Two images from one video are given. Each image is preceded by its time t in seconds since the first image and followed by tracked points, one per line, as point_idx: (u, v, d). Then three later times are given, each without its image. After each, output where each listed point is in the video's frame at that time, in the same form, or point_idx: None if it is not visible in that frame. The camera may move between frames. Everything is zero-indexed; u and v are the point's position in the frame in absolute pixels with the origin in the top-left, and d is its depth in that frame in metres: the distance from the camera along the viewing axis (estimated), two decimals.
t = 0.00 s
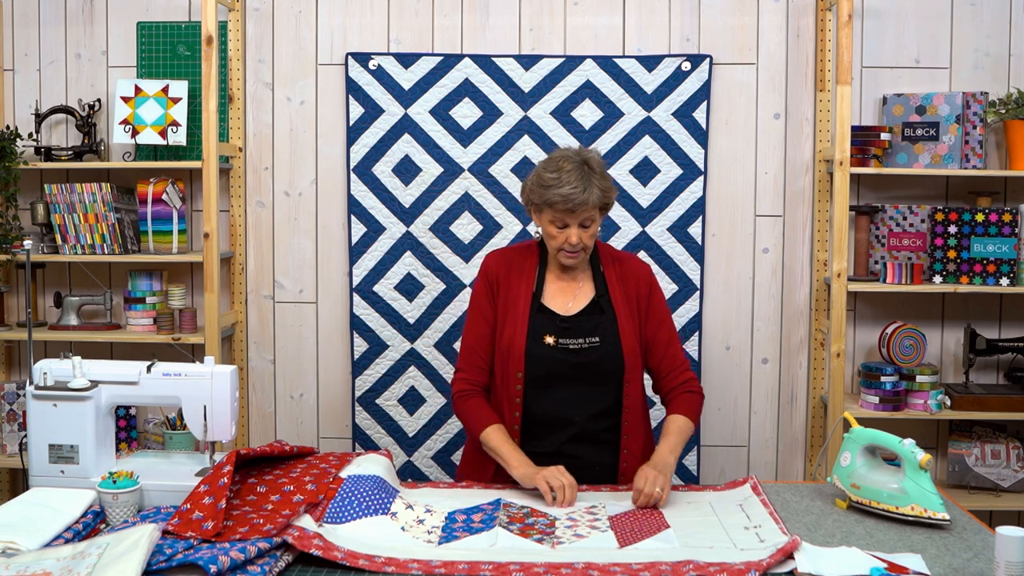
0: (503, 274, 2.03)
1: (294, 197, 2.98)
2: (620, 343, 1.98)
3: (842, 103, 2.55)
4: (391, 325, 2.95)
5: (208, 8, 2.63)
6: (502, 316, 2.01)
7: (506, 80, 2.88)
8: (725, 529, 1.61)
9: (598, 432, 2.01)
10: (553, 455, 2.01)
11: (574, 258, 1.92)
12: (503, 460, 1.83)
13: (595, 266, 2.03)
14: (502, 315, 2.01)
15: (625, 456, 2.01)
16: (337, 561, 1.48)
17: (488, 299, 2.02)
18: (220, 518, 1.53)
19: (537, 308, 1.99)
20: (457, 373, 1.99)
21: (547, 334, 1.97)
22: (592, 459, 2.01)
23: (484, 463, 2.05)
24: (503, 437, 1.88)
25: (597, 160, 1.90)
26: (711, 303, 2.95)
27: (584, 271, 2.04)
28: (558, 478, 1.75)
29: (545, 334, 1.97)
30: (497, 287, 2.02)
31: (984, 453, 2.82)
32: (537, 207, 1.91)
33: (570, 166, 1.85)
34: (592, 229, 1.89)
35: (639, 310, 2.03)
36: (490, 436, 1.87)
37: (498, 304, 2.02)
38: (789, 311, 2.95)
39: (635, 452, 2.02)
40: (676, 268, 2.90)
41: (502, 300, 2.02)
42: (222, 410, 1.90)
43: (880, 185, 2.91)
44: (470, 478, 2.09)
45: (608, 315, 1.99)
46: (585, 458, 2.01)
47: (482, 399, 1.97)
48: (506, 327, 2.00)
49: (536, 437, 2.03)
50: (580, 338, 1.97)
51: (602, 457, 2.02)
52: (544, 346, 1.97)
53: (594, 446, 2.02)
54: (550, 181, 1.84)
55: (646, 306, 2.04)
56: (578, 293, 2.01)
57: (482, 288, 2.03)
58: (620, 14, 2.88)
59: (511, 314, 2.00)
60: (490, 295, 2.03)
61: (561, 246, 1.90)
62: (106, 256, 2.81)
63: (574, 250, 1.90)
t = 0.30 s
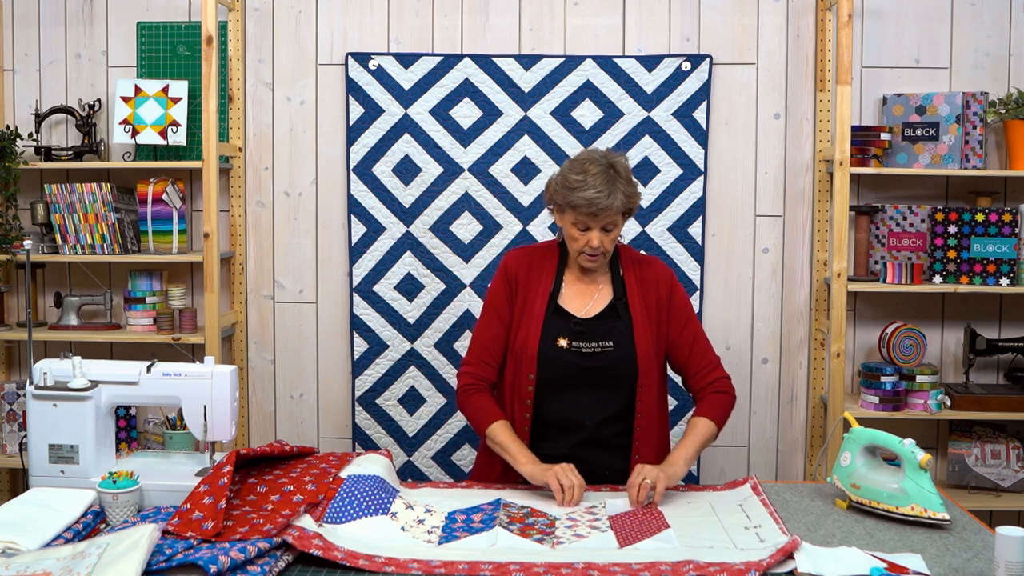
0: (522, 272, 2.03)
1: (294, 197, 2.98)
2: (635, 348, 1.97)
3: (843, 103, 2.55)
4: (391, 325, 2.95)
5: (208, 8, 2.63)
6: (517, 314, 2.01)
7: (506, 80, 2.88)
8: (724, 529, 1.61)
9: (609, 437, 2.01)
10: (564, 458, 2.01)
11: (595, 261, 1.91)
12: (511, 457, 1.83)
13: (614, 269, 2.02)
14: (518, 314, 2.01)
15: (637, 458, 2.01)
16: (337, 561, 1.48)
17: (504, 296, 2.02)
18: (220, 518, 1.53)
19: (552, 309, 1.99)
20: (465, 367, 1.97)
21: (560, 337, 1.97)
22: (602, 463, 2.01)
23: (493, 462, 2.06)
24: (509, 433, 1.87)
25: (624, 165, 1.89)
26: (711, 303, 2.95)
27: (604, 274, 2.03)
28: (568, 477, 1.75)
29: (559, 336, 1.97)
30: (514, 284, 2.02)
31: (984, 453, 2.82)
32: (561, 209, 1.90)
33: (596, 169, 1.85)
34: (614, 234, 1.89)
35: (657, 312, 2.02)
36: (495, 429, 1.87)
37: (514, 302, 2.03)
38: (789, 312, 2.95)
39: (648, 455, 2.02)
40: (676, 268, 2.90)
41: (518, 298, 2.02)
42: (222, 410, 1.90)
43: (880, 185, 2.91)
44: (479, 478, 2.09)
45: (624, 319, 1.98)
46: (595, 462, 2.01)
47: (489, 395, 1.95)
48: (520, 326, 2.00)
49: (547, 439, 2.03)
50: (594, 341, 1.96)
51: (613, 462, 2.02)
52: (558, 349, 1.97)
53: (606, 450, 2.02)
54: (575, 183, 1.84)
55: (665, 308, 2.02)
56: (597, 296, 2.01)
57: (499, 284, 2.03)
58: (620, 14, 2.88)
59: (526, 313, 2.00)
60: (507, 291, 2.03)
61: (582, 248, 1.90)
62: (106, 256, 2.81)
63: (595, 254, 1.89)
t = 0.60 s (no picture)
0: (535, 271, 2.04)
1: (294, 197, 2.98)
2: (645, 350, 1.97)
3: (843, 103, 2.55)
4: (391, 325, 2.95)
5: (208, 8, 2.63)
6: (530, 313, 2.02)
7: (506, 80, 2.88)
8: (724, 529, 1.61)
9: (617, 440, 2.00)
10: (572, 459, 2.01)
11: (608, 262, 1.91)
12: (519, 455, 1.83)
13: (628, 269, 2.02)
14: (531, 312, 2.02)
15: (644, 460, 2.00)
16: (337, 561, 1.48)
17: (518, 295, 2.03)
18: (220, 518, 1.53)
19: (564, 309, 1.99)
20: (480, 365, 1.98)
21: (571, 337, 1.97)
22: (609, 465, 2.01)
23: (501, 462, 2.06)
24: (520, 430, 1.88)
25: (641, 166, 1.89)
26: (711, 303, 2.96)
27: (619, 275, 2.03)
28: (561, 486, 1.71)
29: (569, 335, 1.97)
30: (528, 282, 2.04)
31: (984, 453, 2.82)
32: (576, 208, 1.90)
33: (612, 170, 1.85)
34: (629, 235, 1.89)
35: (670, 314, 2.02)
36: (503, 425, 1.88)
37: (528, 300, 2.03)
38: (789, 312, 2.95)
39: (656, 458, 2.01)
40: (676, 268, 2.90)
41: (533, 296, 2.03)
42: (222, 410, 1.90)
43: (880, 185, 2.91)
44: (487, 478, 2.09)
45: (636, 321, 1.98)
46: (602, 464, 2.01)
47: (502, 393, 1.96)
48: (532, 325, 2.01)
49: (555, 440, 2.03)
50: (605, 342, 1.96)
51: (620, 465, 2.01)
52: (568, 349, 1.97)
53: (614, 453, 2.01)
54: (591, 183, 1.84)
55: (678, 310, 2.02)
56: (610, 297, 2.01)
57: (513, 283, 2.04)
58: (620, 14, 2.88)
59: (538, 312, 2.01)
60: (521, 290, 2.04)
61: (596, 249, 1.90)
62: (106, 256, 2.81)
63: (609, 254, 1.89)
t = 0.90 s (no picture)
0: (542, 272, 2.05)
1: (294, 197, 2.98)
2: (648, 353, 1.96)
3: (842, 103, 2.55)
4: (391, 325, 2.95)
5: (208, 8, 2.63)
6: (536, 315, 2.03)
7: (506, 80, 2.88)
8: (724, 529, 1.61)
9: (618, 443, 2.00)
10: (575, 460, 2.01)
11: (613, 264, 1.92)
12: (518, 457, 1.83)
13: (635, 272, 2.02)
14: (537, 314, 2.03)
15: (648, 464, 1.99)
16: (337, 561, 1.48)
17: (525, 296, 2.04)
18: (220, 518, 1.53)
19: (568, 311, 1.99)
20: (489, 367, 2.01)
21: (574, 339, 1.97)
22: (610, 468, 2.00)
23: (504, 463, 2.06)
24: (523, 433, 1.89)
25: (647, 169, 1.88)
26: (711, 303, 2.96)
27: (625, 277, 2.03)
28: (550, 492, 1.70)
29: (572, 338, 1.97)
30: (535, 283, 2.04)
31: (984, 453, 2.82)
32: (580, 211, 1.90)
33: (616, 174, 1.84)
34: (633, 238, 1.89)
35: (677, 317, 2.00)
36: (508, 428, 1.89)
37: (535, 301, 2.04)
38: (789, 312, 2.95)
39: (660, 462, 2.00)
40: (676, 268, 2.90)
41: (539, 297, 2.03)
42: (222, 410, 1.90)
43: (881, 185, 2.91)
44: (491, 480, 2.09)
45: (640, 324, 1.98)
46: (604, 467, 2.00)
47: (510, 395, 1.98)
48: (537, 327, 2.01)
49: (560, 441, 2.04)
50: (607, 345, 1.96)
51: (621, 468, 2.00)
52: (570, 351, 1.97)
53: (616, 455, 2.01)
54: (595, 187, 1.83)
55: (684, 313, 2.01)
56: (616, 299, 2.01)
57: (520, 285, 2.05)
58: (620, 14, 2.88)
59: (543, 314, 2.01)
60: (528, 291, 2.05)
61: (600, 252, 1.90)
62: (106, 256, 2.81)
63: (613, 258, 1.89)
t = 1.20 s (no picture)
0: (534, 273, 2.04)
1: (294, 196, 2.98)
2: (644, 351, 1.97)
3: (843, 103, 2.55)
4: (391, 325, 2.95)
5: (208, 8, 2.63)
6: (528, 315, 2.02)
7: (506, 80, 2.88)
8: (724, 529, 1.61)
9: (617, 441, 2.00)
10: (575, 461, 2.01)
11: (605, 262, 1.91)
12: (512, 458, 1.81)
13: (628, 271, 2.02)
14: (530, 315, 2.02)
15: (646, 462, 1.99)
16: (337, 561, 1.48)
17: (518, 297, 2.03)
18: (220, 518, 1.53)
19: (562, 311, 1.99)
20: (483, 369, 1.97)
21: (569, 338, 1.97)
22: (610, 468, 2.00)
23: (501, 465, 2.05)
24: (516, 434, 1.86)
25: (639, 168, 1.88)
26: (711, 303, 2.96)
27: (617, 275, 2.04)
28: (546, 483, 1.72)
29: (568, 337, 1.97)
30: (527, 285, 2.03)
31: (984, 453, 2.83)
32: (573, 210, 1.90)
33: (610, 172, 1.84)
34: (626, 237, 1.89)
35: (671, 315, 2.01)
36: (502, 429, 1.86)
37: (527, 303, 2.03)
38: (789, 311, 2.95)
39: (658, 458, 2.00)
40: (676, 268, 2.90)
41: (532, 298, 2.02)
42: (222, 410, 1.90)
43: (880, 185, 2.91)
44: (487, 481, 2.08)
45: (634, 322, 1.98)
46: (603, 466, 2.00)
47: (504, 397, 1.95)
48: (531, 328, 2.00)
49: (557, 443, 2.03)
50: (603, 344, 1.96)
51: (621, 467, 2.00)
52: (566, 350, 1.97)
53: (615, 454, 2.01)
54: (589, 186, 1.83)
55: (678, 311, 2.01)
56: (609, 298, 2.01)
57: (512, 286, 2.04)
58: (620, 14, 2.88)
59: (537, 315, 2.01)
60: (520, 292, 2.03)
61: (593, 251, 1.90)
62: (106, 256, 2.81)
63: (607, 256, 1.89)
